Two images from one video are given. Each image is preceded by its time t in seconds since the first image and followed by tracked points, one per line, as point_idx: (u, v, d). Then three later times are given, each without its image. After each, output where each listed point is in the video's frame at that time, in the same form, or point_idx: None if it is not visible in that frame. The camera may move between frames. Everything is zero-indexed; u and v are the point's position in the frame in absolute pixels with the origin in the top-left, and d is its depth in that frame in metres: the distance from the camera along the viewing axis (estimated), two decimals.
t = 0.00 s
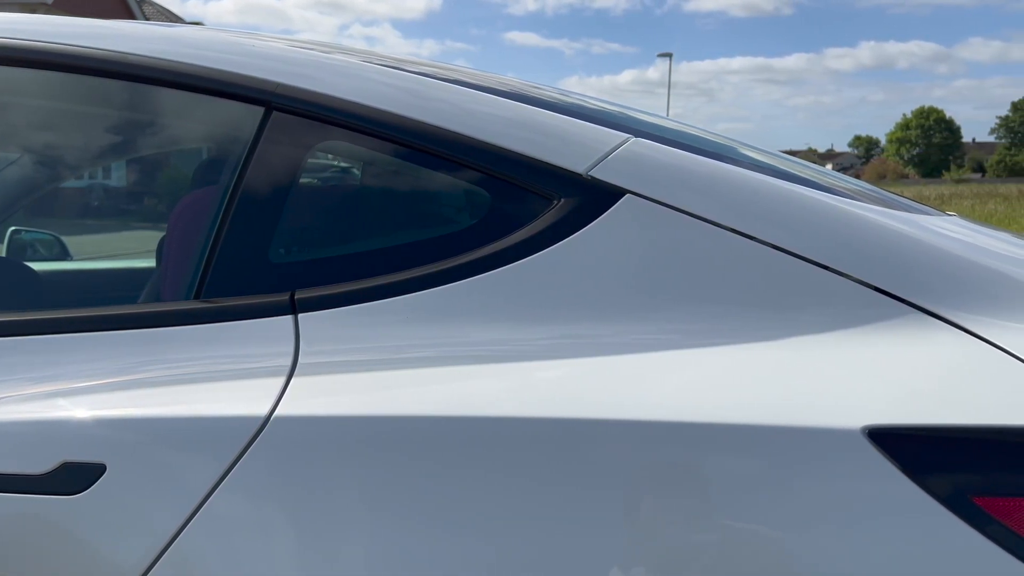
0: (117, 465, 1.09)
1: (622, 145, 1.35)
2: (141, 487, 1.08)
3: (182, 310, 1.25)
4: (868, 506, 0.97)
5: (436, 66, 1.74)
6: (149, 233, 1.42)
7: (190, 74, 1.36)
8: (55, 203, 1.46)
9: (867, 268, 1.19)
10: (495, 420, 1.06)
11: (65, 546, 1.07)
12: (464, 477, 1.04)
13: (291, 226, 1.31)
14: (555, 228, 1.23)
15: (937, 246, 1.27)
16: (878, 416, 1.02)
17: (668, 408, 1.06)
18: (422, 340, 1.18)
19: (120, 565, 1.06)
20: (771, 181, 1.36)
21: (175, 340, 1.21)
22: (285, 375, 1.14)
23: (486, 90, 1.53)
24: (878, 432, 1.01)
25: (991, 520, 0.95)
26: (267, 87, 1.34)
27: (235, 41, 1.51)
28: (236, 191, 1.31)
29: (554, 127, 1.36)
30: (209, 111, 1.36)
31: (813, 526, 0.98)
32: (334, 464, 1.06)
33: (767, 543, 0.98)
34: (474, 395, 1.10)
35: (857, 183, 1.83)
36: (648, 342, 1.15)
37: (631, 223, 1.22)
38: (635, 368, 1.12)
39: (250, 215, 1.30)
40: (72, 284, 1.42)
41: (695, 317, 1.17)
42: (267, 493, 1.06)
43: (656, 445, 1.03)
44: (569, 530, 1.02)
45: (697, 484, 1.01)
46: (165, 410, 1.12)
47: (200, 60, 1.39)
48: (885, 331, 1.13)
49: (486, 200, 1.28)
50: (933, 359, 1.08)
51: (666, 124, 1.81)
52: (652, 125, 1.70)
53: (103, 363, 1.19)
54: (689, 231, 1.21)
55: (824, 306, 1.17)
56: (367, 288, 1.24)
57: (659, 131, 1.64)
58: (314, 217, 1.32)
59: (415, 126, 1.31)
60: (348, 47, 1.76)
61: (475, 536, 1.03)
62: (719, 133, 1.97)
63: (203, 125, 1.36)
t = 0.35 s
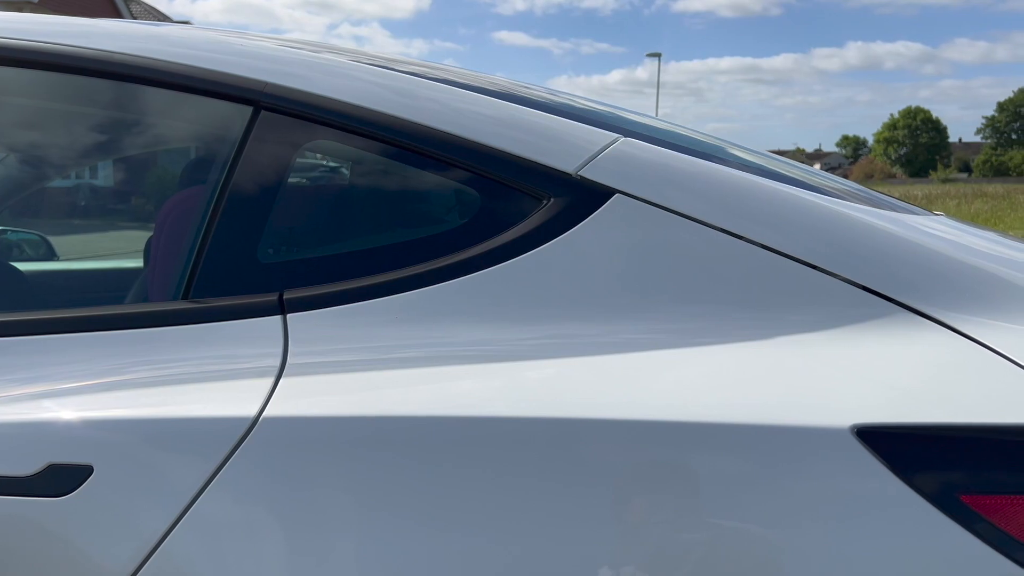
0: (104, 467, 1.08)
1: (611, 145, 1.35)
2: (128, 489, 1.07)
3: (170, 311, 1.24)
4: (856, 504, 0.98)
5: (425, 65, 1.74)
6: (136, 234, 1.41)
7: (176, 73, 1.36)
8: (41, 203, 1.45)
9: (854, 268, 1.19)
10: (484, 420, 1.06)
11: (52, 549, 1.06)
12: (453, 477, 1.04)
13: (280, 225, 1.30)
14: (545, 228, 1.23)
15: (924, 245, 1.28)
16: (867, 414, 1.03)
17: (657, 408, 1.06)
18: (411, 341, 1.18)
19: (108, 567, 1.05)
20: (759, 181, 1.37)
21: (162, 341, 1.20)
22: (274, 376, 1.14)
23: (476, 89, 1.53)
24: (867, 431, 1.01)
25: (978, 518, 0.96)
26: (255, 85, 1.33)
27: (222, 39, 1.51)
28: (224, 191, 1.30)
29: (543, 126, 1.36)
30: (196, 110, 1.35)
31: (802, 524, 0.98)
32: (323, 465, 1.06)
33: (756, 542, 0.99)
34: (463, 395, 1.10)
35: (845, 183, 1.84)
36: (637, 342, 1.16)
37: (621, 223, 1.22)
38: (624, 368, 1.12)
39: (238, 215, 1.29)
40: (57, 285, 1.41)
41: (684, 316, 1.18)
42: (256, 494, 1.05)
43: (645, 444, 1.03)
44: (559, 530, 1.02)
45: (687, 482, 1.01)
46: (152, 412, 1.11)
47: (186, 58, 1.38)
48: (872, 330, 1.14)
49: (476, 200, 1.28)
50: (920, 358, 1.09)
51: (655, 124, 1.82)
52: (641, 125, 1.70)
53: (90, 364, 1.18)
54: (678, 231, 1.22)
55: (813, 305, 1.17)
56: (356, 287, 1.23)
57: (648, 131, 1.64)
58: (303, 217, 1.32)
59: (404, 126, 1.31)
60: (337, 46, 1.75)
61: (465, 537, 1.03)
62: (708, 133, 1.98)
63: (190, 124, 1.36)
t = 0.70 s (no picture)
0: (91, 469, 1.07)
1: (600, 144, 1.36)
2: (116, 491, 1.06)
3: (158, 311, 1.23)
4: (845, 502, 0.98)
5: (414, 65, 1.74)
6: (123, 234, 1.40)
7: (163, 72, 1.35)
8: (26, 203, 1.43)
9: (843, 267, 1.20)
10: (474, 420, 1.06)
11: (40, 551, 1.05)
12: (443, 478, 1.04)
13: (268, 225, 1.30)
14: (534, 228, 1.23)
15: (912, 245, 1.29)
16: (855, 413, 1.03)
17: (646, 407, 1.06)
18: (401, 341, 1.18)
19: (96, 569, 1.05)
20: (748, 181, 1.37)
21: (150, 342, 1.20)
22: (262, 377, 1.13)
23: (465, 89, 1.53)
24: (856, 430, 1.02)
25: (965, 516, 0.96)
26: (243, 85, 1.33)
27: (210, 38, 1.50)
28: (211, 191, 1.30)
29: (533, 126, 1.36)
30: (183, 108, 1.34)
31: (791, 522, 0.99)
32: (312, 466, 1.05)
33: (746, 541, 0.99)
34: (452, 395, 1.10)
35: (833, 183, 1.85)
36: (627, 342, 1.16)
37: (610, 223, 1.23)
38: (614, 368, 1.12)
39: (226, 215, 1.28)
40: (43, 287, 1.40)
41: (674, 316, 1.18)
42: (244, 495, 1.05)
43: (635, 444, 1.03)
44: (548, 530, 1.02)
45: (676, 481, 1.02)
46: (140, 413, 1.10)
47: (173, 57, 1.37)
48: (860, 329, 1.15)
49: (466, 199, 1.28)
50: (908, 357, 1.10)
51: (644, 124, 1.82)
52: (630, 125, 1.71)
53: (77, 365, 1.18)
54: (667, 231, 1.22)
55: (801, 304, 1.18)
56: (346, 287, 1.23)
57: (637, 131, 1.65)
58: (291, 217, 1.31)
59: (393, 125, 1.31)
60: (325, 45, 1.75)
61: (455, 537, 1.03)
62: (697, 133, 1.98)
63: (178, 124, 1.35)
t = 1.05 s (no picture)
0: (79, 471, 1.06)
1: (589, 144, 1.36)
2: (105, 492, 1.06)
3: (145, 311, 1.22)
4: (834, 501, 0.99)
5: (402, 64, 1.73)
6: (111, 234, 1.40)
7: (150, 71, 1.34)
8: (11, 203, 1.41)
9: (831, 267, 1.21)
10: (463, 420, 1.06)
11: (29, 553, 1.05)
12: (433, 478, 1.04)
13: (256, 225, 1.29)
14: (524, 228, 1.23)
15: (900, 245, 1.29)
16: (844, 412, 1.04)
17: (636, 407, 1.06)
18: (390, 341, 1.18)
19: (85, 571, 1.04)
20: (737, 180, 1.37)
21: (138, 343, 1.19)
22: (251, 377, 1.13)
23: (454, 89, 1.52)
24: (845, 429, 1.02)
25: (952, 514, 0.97)
26: (230, 84, 1.32)
27: (197, 37, 1.49)
28: (199, 191, 1.29)
29: (521, 126, 1.36)
30: (169, 108, 1.34)
31: (780, 520, 0.99)
32: (302, 467, 1.05)
33: (735, 540, 0.99)
34: (441, 395, 1.09)
35: (821, 183, 1.86)
36: (617, 342, 1.16)
37: (599, 223, 1.23)
38: (604, 368, 1.13)
39: (214, 215, 1.27)
40: (31, 287, 1.39)
41: (663, 315, 1.18)
42: (232, 496, 1.04)
43: (624, 443, 1.04)
44: (538, 530, 1.02)
45: (666, 481, 1.02)
46: (128, 414, 1.09)
47: (160, 56, 1.36)
48: (849, 328, 1.15)
49: (455, 199, 1.28)
50: (895, 356, 1.10)
51: (633, 124, 1.82)
52: (619, 125, 1.71)
53: (65, 367, 1.17)
54: (656, 231, 1.22)
55: (789, 303, 1.18)
56: (335, 287, 1.22)
57: (626, 130, 1.65)
58: (279, 217, 1.30)
59: (381, 125, 1.30)
60: (314, 44, 1.74)
61: (445, 538, 1.02)
62: (685, 133, 1.98)
63: (165, 123, 1.34)
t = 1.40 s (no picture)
0: (66, 472, 1.06)
1: (579, 144, 1.36)
2: (92, 493, 1.05)
3: (132, 312, 1.22)
4: (822, 499, 0.99)
5: (392, 64, 1.73)
6: (98, 234, 1.39)
7: (137, 71, 1.33)
8: None
9: (819, 266, 1.21)
10: (453, 420, 1.06)
11: (15, 555, 1.04)
12: (423, 479, 1.04)
13: (244, 225, 1.29)
14: (513, 228, 1.22)
15: (888, 244, 1.30)
16: (833, 411, 1.04)
17: (625, 406, 1.06)
18: (379, 342, 1.17)
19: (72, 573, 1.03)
20: (726, 180, 1.38)
21: (126, 344, 1.18)
22: (239, 378, 1.12)
23: (444, 88, 1.52)
24: (833, 427, 1.02)
25: (939, 512, 0.97)
26: (218, 83, 1.31)
27: (184, 36, 1.49)
28: (187, 190, 1.28)
29: (511, 125, 1.35)
30: (156, 107, 1.33)
31: (769, 519, 0.99)
32: (291, 468, 1.04)
33: (724, 539, 1.00)
34: (431, 396, 1.09)
35: (810, 183, 1.87)
36: (606, 341, 1.16)
37: (589, 223, 1.23)
38: (593, 367, 1.13)
39: (201, 215, 1.27)
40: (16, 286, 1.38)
41: (652, 315, 1.19)
42: (221, 498, 1.04)
43: (614, 442, 1.04)
44: (528, 530, 1.02)
45: (655, 480, 1.02)
46: (115, 415, 1.09)
47: (147, 55, 1.35)
48: (837, 327, 1.16)
49: (444, 199, 1.28)
50: (883, 355, 1.11)
51: (623, 124, 1.83)
52: (609, 125, 1.71)
53: (51, 368, 1.16)
54: (645, 231, 1.22)
55: (778, 303, 1.19)
56: (323, 287, 1.22)
57: (616, 130, 1.65)
58: (268, 217, 1.30)
59: (370, 124, 1.30)
60: (302, 43, 1.74)
61: (434, 538, 1.02)
62: (675, 133, 1.99)
63: (152, 123, 1.33)
